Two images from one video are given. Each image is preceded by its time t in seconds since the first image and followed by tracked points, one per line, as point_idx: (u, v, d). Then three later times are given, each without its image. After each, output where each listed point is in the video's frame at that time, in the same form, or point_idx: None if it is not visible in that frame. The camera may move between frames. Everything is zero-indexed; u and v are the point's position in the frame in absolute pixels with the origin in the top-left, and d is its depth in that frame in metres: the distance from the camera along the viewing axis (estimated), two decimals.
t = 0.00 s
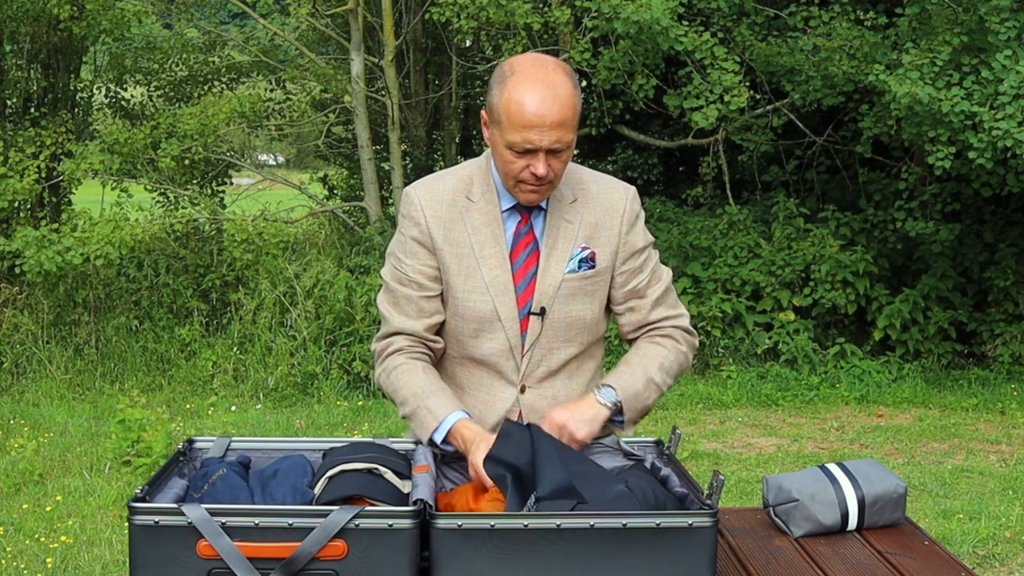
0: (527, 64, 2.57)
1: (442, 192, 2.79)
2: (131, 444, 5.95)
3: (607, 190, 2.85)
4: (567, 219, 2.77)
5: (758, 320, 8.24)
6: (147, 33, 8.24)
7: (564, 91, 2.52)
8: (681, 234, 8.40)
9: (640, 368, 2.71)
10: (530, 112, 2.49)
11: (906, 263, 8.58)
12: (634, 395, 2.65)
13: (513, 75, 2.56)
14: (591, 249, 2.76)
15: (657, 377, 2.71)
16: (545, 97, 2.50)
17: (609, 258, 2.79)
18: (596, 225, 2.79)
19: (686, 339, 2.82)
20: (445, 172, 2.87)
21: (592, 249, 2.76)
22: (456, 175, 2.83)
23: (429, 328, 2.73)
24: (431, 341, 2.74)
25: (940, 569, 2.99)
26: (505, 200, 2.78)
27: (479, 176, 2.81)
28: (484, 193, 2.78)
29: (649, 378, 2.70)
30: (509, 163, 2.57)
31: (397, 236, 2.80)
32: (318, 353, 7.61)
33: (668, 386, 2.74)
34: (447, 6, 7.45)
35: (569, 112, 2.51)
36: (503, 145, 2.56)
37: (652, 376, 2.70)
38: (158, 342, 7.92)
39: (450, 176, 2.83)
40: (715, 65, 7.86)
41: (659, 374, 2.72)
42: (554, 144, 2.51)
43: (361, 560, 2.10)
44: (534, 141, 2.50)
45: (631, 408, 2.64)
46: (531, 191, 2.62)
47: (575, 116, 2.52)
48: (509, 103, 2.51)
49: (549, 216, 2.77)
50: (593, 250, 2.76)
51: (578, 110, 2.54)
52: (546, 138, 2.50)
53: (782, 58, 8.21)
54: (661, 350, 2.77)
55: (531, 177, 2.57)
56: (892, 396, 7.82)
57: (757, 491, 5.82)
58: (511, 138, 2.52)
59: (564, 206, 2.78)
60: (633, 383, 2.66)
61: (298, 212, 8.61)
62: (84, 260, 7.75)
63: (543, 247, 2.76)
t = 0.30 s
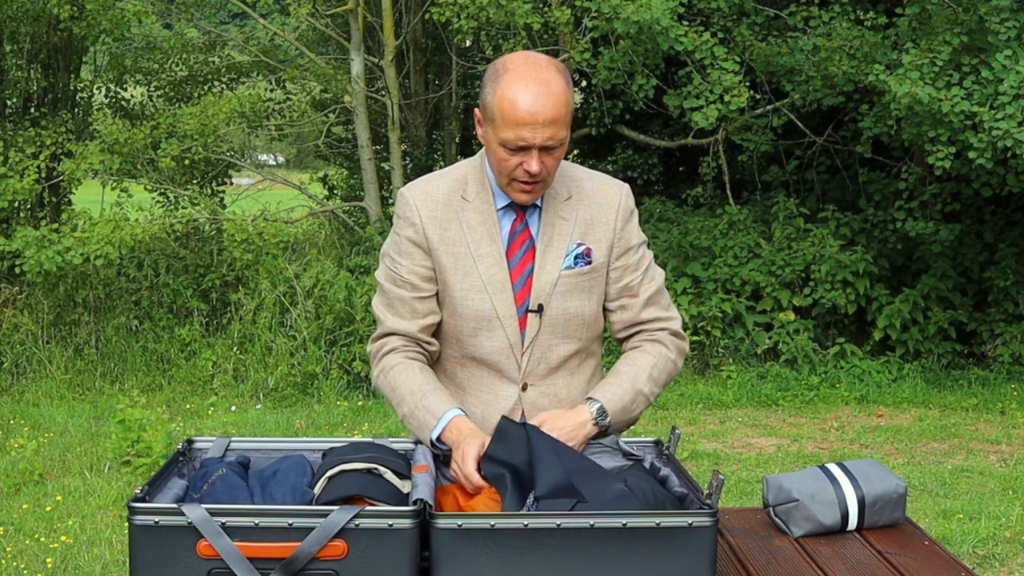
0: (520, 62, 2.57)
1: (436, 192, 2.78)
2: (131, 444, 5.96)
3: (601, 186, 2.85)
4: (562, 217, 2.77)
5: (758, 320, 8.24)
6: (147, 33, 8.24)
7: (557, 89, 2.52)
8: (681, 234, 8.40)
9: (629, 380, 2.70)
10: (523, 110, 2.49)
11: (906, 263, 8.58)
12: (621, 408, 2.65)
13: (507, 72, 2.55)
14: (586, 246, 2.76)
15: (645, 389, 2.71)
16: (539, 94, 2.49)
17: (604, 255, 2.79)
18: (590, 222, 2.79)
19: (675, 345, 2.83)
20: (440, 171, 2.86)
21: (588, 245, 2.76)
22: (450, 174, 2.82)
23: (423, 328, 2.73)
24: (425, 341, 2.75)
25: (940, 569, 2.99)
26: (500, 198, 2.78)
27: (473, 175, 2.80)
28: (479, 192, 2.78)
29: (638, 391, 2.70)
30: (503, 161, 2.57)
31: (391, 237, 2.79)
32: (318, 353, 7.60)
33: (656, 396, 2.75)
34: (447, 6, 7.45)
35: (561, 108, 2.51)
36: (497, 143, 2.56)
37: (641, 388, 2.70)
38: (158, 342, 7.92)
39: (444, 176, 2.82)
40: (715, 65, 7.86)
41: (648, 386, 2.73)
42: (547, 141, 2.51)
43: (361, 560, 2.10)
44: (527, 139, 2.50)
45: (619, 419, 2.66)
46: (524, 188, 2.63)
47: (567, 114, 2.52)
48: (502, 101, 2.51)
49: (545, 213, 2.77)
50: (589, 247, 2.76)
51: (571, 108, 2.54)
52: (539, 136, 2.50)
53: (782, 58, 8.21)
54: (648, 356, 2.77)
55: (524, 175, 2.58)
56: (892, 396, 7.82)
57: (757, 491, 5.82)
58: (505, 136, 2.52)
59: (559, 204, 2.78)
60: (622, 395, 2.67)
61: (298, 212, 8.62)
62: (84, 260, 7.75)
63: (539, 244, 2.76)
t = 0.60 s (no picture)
0: (524, 57, 2.57)
1: (442, 186, 2.81)
2: (131, 444, 5.96)
3: (607, 187, 2.85)
4: (566, 215, 2.77)
5: (758, 320, 8.23)
6: (147, 33, 8.24)
7: (561, 82, 2.52)
8: (681, 234, 8.40)
9: (654, 386, 2.69)
10: (528, 104, 2.48)
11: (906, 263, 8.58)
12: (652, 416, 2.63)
13: (511, 67, 2.55)
14: (590, 243, 2.76)
15: (671, 390, 2.69)
16: (544, 88, 2.49)
17: (610, 254, 2.79)
18: (595, 220, 2.79)
19: (691, 341, 2.82)
20: (447, 171, 2.88)
21: (591, 243, 2.77)
22: (457, 172, 2.85)
23: (431, 317, 2.72)
24: (433, 333, 2.73)
25: (940, 569, 2.99)
26: (505, 194, 2.79)
27: (479, 172, 2.82)
28: (484, 188, 2.79)
29: (664, 394, 2.68)
30: (509, 156, 2.58)
31: (397, 232, 2.80)
32: (318, 353, 7.60)
33: (685, 396, 2.72)
34: (447, 6, 7.45)
35: (567, 101, 2.50)
36: (503, 137, 2.56)
37: (667, 391, 2.68)
38: (158, 342, 7.92)
39: (451, 173, 2.85)
40: (715, 65, 7.86)
41: (674, 386, 2.70)
42: (553, 134, 2.51)
43: (361, 560, 2.10)
44: (533, 132, 2.50)
45: (654, 425, 2.63)
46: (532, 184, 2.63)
47: (572, 106, 2.52)
48: (507, 95, 2.51)
49: (549, 211, 2.77)
50: (593, 244, 2.76)
51: (576, 101, 2.54)
52: (544, 129, 2.50)
53: (782, 58, 8.21)
54: (669, 357, 2.76)
55: (531, 169, 2.58)
56: (892, 396, 7.82)
57: (757, 491, 5.82)
58: (510, 130, 2.53)
59: (564, 202, 2.79)
60: (650, 404, 2.65)
61: (298, 212, 8.62)
62: (84, 260, 7.75)
63: (541, 240, 2.76)
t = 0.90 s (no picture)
0: (532, 62, 2.56)
1: (446, 183, 2.81)
2: (131, 444, 5.96)
3: (612, 186, 2.85)
4: (570, 214, 2.77)
5: (758, 320, 8.23)
6: (147, 33, 8.24)
7: (567, 90, 2.51)
8: (681, 234, 8.40)
9: (643, 382, 2.65)
10: (531, 109, 2.48)
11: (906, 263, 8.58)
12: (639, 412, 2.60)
13: (518, 72, 2.55)
14: (593, 241, 2.76)
15: (662, 385, 2.65)
16: (549, 96, 2.49)
17: (612, 252, 2.78)
18: (599, 219, 2.79)
19: (690, 336, 2.74)
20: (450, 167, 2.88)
21: (595, 241, 2.76)
22: (461, 169, 2.84)
23: (419, 307, 2.72)
24: (420, 322, 2.71)
25: (940, 569, 2.99)
26: (509, 193, 2.80)
27: (484, 170, 2.83)
28: (489, 186, 2.80)
29: (654, 389, 2.64)
30: (510, 160, 2.58)
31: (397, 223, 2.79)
32: (318, 353, 7.60)
33: (679, 393, 2.67)
34: (447, 6, 7.45)
35: (571, 110, 2.50)
36: (505, 141, 2.56)
37: (657, 386, 2.64)
38: (158, 342, 7.92)
39: (455, 170, 2.84)
40: (715, 65, 7.85)
41: (665, 381, 2.65)
42: (554, 142, 2.51)
43: (361, 560, 2.10)
44: (535, 139, 2.50)
45: (641, 421, 2.59)
46: (532, 188, 2.63)
47: (577, 115, 2.51)
48: (512, 100, 2.51)
49: (553, 210, 2.77)
50: (596, 242, 2.76)
51: (581, 109, 2.53)
52: (546, 136, 2.49)
53: (782, 58, 8.21)
54: (664, 353, 2.71)
55: (531, 174, 2.58)
56: (892, 396, 7.82)
57: (757, 491, 5.82)
58: (512, 135, 2.53)
59: (569, 201, 2.78)
60: (637, 399, 2.62)
61: (298, 212, 8.63)
62: (84, 260, 7.75)
63: (545, 238, 2.76)
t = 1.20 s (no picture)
0: (521, 54, 2.58)
1: (448, 184, 2.82)
2: (131, 444, 5.96)
3: (616, 189, 2.84)
4: (573, 217, 2.76)
5: (758, 320, 8.23)
6: (147, 33, 8.25)
7: (553, 79, 2.52)
8: (681, 234, 8.40)
9: (665, 372, 2.65)
10: (515, 97, 2.49)
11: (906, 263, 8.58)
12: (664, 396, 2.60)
13: (505, 62, 2.56)
14: (596, 244, 2.75)
15: (682, 380, 2.66)
16: (533, 83, 2.50)
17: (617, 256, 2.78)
18: (603, 222, 2.79)
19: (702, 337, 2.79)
20: (456, 167, 2.89)
21: (597, 245, 2.76)
22: (463, 169, 2.86)
23: (410, 317, 2.75)
24: (412, 330, 2.76)
25: (940, 569, 2.99)
26: (511, 194, 2.80)
27: (486, 172, 2.83)
28: (490, 187, 2.80)
29: (676, 382, 2.64)
30: (500, 150, 2.58)
31: (399, 228, 2.83)
32: (318, 353, 7.60)
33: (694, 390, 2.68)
34: (447, 6, 7.46)
35: (557, 98, 2.51)
36: (494, 131, 2.57)
37: (679, 378, 2.65)
38: (158, 342, 7.92)
39: (458, 171, 2.86)
40: (715, 65, 7.85)
41: (685, 376, 2.67)
42: (540, 129, 2.51)
43: (361, 560, 2.10)
44: (520, 126, 2.51)
45: (663, 412, 2.60)
46: (524, 179, 2.63)
47: (563, 103, 2.52)
48: (499, 89, 2.52)
49: (555, 212, 2.77)
50: (599, 245, 2.76)
51: (569, 98, 2.54)
52: (531, 123, 2.50)
53: (782, 58, 8.21)
54: (682, 349, 2.73)
55: (520, 163, 2.58)
56: (892, 396, 7.82)
57: (757, 491, 5.82)
58: (499, 123, 2.54)
59: (572, 204, 2.78)
60: (661, 388, 2.61)
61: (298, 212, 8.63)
62: (84, 260, 7.75)
63: (547, 241, 2.76)
